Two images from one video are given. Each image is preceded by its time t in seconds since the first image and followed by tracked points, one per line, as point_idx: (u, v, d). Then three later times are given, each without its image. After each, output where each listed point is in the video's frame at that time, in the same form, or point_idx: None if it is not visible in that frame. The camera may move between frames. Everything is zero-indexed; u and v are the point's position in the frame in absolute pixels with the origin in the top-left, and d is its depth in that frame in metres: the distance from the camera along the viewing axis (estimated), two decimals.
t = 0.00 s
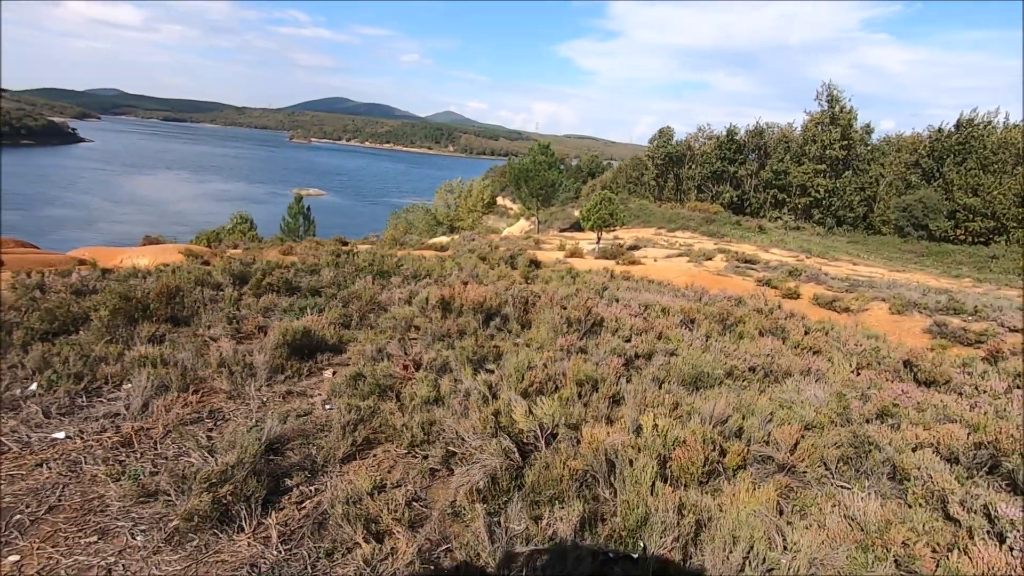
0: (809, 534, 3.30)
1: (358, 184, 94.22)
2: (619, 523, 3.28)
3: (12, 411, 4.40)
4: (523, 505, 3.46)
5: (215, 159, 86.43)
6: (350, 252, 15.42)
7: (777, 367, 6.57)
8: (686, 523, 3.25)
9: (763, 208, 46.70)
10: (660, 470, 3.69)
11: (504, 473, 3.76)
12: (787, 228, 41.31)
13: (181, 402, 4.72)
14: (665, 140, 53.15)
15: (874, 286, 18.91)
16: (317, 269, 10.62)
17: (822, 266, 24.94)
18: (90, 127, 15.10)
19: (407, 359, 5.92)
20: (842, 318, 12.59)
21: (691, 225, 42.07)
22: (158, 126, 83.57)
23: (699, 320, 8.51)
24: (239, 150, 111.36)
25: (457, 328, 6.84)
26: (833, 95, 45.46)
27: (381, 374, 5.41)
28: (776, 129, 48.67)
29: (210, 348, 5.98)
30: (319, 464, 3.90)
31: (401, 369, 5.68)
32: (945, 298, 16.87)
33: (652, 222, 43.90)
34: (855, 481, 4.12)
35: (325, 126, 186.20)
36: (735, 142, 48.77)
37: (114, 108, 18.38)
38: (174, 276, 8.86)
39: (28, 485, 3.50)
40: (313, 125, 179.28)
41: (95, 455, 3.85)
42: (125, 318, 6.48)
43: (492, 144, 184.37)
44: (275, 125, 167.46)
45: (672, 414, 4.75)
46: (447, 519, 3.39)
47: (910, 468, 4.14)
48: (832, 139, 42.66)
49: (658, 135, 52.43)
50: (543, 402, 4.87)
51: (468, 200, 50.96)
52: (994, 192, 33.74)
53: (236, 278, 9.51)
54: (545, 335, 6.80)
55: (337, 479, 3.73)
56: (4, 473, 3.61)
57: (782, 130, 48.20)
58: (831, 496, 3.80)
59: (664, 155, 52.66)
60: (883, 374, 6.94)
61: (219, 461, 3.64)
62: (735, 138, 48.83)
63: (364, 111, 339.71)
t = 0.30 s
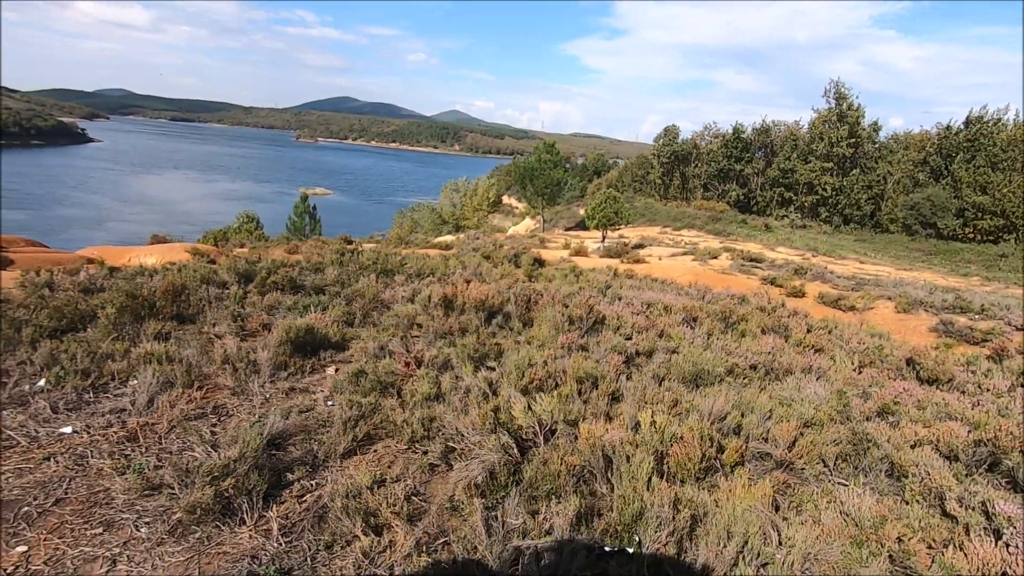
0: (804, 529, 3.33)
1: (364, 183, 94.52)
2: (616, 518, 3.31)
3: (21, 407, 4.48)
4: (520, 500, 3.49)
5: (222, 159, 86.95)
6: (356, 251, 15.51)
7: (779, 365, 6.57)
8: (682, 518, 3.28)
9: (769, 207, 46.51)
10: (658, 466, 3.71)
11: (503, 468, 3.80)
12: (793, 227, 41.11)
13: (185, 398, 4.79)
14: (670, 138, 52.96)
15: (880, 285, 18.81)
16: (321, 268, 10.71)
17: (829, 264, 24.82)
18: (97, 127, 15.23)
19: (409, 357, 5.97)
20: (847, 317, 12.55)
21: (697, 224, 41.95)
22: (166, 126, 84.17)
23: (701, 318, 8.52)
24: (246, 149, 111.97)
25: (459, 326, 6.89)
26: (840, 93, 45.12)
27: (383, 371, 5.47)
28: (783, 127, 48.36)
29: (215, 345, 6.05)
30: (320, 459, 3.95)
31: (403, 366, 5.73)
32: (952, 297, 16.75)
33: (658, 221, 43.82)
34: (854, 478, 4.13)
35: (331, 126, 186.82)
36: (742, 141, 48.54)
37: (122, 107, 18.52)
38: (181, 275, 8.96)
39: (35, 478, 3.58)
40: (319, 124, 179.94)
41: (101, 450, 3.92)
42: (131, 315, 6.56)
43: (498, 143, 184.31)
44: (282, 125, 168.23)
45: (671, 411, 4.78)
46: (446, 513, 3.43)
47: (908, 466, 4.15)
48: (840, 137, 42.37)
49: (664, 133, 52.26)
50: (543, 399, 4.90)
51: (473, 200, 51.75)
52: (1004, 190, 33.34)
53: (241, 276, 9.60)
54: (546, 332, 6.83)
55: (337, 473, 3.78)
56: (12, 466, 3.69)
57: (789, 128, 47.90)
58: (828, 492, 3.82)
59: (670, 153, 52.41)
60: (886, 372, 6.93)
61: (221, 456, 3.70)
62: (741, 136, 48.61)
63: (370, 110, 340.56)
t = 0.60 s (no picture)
0: (815, 531, 3.30)
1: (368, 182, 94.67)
2: (623, 519, 3.30)
3: (28, 406, 4.50)
4: (527, 500, 3.48)
5: (227, 158, 87.25)
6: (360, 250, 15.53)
7: (785, 365, 6.54)
8: (690, 519, 3.27)
9: (774, 206, 46.37)
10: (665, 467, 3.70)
11: (508, 468, 3.79)
12: (799, 226, 40.98)
13: (191, 398, 4.79)
14: (674, 138, 52.87)
15: (886, 284, 18.71)
16: (326, 267, 10.73)
17: (834, 264, 24.71)
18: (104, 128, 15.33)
19: (414, 356, 5.97)
20: (854, 317, 12.49)
21: (702, 223, 41.86)
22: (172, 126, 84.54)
23: (706, 318, 8.48)
24: (251, 149, 112.35)
25: (464, 326, 6.89)
26: (846, 91, 44.90)
27: (388, 371, 5.46)
28: (788, 126, 48.18)
29: (220, 344, 6.06)
30: (326, 459, 3.94)
31: (408, 365, 5.73)
32: (959, 297, 16.65)
33: (662, 220, 43.74)
34: (863, 480, 4.09)
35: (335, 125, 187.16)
36: (747, 140, 48.37)
37: (128, 108, 18.57)
38: (187, 274, 9.00)
39: (43, 477, 3.58)
40: (324, 125, 180.45)
41: (108, 449, 3.94)
42: (137, 315, 6.59)
43: (501, 142, 184.23)
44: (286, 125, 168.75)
45: (679, 411, 4.75)
46: (453, 514, 3.42)
47: (919, 468, 4.11)
48: (846, 136, 42.12)
49: (668, 132, 52.16)
50: (548, 399, 4.88)
51: (477, 200, 51.96)
52: (1011, 189, 33.11)
53: (247, 276, 9.63)
54: (552, 332, 6.83)
55: (343, 474, 3.77)
56: (19, 466, 3.69)
57: (794, 127, 47.70)
58: (836, 494, 3.79)
59: (675, 152, 51.92)
60: (892, 372, 6.89)
61: (227, 456, 3.68)
62: (746, 135, 48.43)
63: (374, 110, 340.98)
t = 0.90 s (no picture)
0: (834, 538, 3.24)
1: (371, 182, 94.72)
2: (638, 524, 3.27)
3: (36, 408, 4.47)
4: (540, 506, 3.44)
5: (230, 159, 87.39)
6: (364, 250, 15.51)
7: (796, 367, 6.47)
8: (707, 524, 3.22)
9: (779, 205, 46.22)
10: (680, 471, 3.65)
11: (521, 472, 3.74)
12: (803, 226, 40.84)
13: (199, 400, 4.76)
14: (678, 137, 52.76)
15: (893, 285, 18.59)
16: (331, 268, 10.71)
17: (840, 264, 24.61)
18: (109, 128, 15.35)
19: (422, 358, 5.93)
20: (862, 317, 12.41)
21: (706, 223, 41.77)
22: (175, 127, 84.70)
23: (715, 319, 8.42)
24: (254, 149, 112.56)
25: (472, 327, 6.85)
26: (850, 91, 44.70)
27: (396, 373, 5.43)
28: (792, 126, 48.01)
29: (227, 346, 6.04)
30: (337, 462, 3.91)
31: (416, 367, 5.69)
32: (967, 297, 16.54)
33: (666, 220, 43.63)
34: (880, 485, 4.03)
35: (338, 126, 187.39)
36: (750, 139, 48.20)
37: (132, 109, 18.62)
38: (192, 275, 8.98)
39: (53, 480, 3.55)
40: (327, 125, 180.72)
41: (117, 451, 3.91)
42: (144, 315, 6.57)
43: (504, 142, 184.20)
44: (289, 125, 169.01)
45: (690, 414, 4.70)
46: (464, 518, 3.38)
47: (937, 472, 4.05)
48: (850, 136, 41.86)
49: (671, 132, 52.06)
50: (558, 401, 4.84)
51: (480, 200, 51.99)
52: (1017, 189, 32.90)
53: (252, 276, 9.61)
54: (560, 333, 6.79)
55: (353, 477, 3.74)
56: (29, 469, 3.66)
57: (798, 126, 47.53)
58: (853, 498, 3.74)
59: (677, 152, 52.05)
60: (904, 374, 6.82)
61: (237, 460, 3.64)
62: (750, 135, 48.27)
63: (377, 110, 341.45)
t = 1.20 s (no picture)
0: (866, 550, 3.16)
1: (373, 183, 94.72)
2: (663, 534, 3.19)
3: (47, 413, 4.41)
4: (563, 515, 3.37)
5: (233, 160, 87.45)
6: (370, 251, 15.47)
7: (812, 371, 6.39)
8: (734, 535, 3.15)
9: (782, 207, 46.05)
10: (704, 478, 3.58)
11: (541, 479, 3.67)
12: (807, 227, 40.73)
13: (211, 404, 4.69)
14: (681, 138, 52.68)
15: (900, 287, 18.49)
16: (338, 269, 10.65)
17: (846, 265, 24.49)
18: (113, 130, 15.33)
19: (435, 361, 5.86)
20: (871, 319, 12.32)
21: (709, 224, 41.67)
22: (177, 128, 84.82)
23: (726, 321, 8.34)
24: (257, 150, 112.65)
25: (482, 329, 6.79)
26: (855, 91, 44.57)
27: (409, 377, 5.37)
28: (796, 126, 47.90)
29: (237, 349, 5.99)
30: (353, 469, 3.84)
31: (428, 371, 5.62)
32: (976, 299, 16.43)
33: (669, 221, 43.52)
34: (906, 493, 3.94)
35: (340, 127, 187.63)
36: (754, 140, 48.06)
37: (135, 110, 18.56)
38: (199, 276, 8.92)
39: (64, 488, 3.48)
40: (329, 126, 180.87)
41: (129, 458, 3.84)
42: (153, 318, 6.52)
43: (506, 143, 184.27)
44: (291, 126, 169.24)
45: (709, 419, 4.63)
46: (485, 527, 3.31)
47: (965, 480, 3.97)
48: (855, 136, 41.66)
49: (675, 133, 51.99)
50: (575, 407, 4.76)
51: (482, 200, 51.98)
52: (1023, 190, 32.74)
53: (259, 278, 9.56)
54: (572, 336, 6.73)
55: (370, 485, 3.67)
56: (40, 476, 3.60)
57: (802, 127, 47.41)
58: (881, 508, 3.66)
59: (680, 153, 52.03)
60: (920, 378, 6.73)
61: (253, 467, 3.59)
62: (754, 135, 48.13)
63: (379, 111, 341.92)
